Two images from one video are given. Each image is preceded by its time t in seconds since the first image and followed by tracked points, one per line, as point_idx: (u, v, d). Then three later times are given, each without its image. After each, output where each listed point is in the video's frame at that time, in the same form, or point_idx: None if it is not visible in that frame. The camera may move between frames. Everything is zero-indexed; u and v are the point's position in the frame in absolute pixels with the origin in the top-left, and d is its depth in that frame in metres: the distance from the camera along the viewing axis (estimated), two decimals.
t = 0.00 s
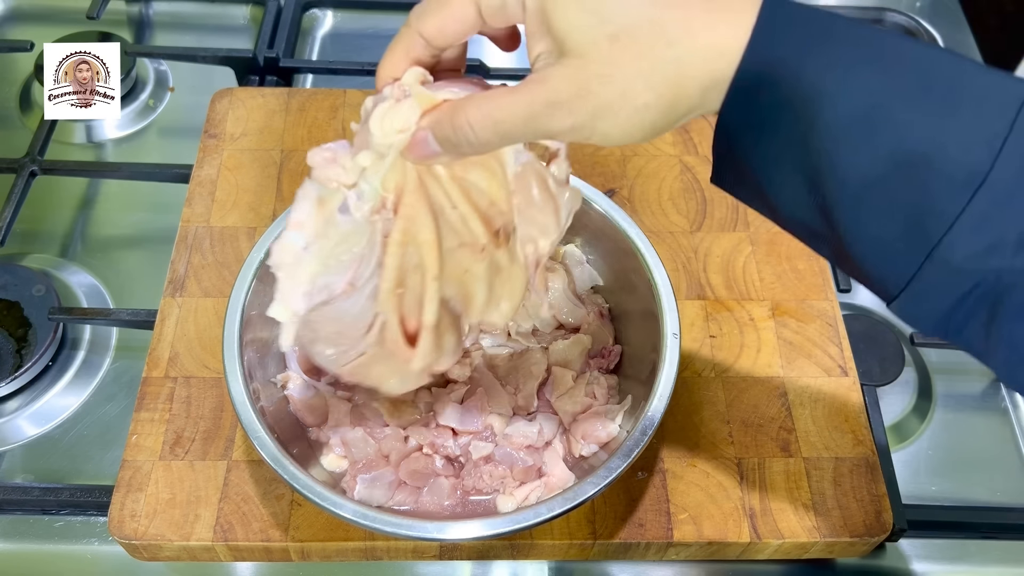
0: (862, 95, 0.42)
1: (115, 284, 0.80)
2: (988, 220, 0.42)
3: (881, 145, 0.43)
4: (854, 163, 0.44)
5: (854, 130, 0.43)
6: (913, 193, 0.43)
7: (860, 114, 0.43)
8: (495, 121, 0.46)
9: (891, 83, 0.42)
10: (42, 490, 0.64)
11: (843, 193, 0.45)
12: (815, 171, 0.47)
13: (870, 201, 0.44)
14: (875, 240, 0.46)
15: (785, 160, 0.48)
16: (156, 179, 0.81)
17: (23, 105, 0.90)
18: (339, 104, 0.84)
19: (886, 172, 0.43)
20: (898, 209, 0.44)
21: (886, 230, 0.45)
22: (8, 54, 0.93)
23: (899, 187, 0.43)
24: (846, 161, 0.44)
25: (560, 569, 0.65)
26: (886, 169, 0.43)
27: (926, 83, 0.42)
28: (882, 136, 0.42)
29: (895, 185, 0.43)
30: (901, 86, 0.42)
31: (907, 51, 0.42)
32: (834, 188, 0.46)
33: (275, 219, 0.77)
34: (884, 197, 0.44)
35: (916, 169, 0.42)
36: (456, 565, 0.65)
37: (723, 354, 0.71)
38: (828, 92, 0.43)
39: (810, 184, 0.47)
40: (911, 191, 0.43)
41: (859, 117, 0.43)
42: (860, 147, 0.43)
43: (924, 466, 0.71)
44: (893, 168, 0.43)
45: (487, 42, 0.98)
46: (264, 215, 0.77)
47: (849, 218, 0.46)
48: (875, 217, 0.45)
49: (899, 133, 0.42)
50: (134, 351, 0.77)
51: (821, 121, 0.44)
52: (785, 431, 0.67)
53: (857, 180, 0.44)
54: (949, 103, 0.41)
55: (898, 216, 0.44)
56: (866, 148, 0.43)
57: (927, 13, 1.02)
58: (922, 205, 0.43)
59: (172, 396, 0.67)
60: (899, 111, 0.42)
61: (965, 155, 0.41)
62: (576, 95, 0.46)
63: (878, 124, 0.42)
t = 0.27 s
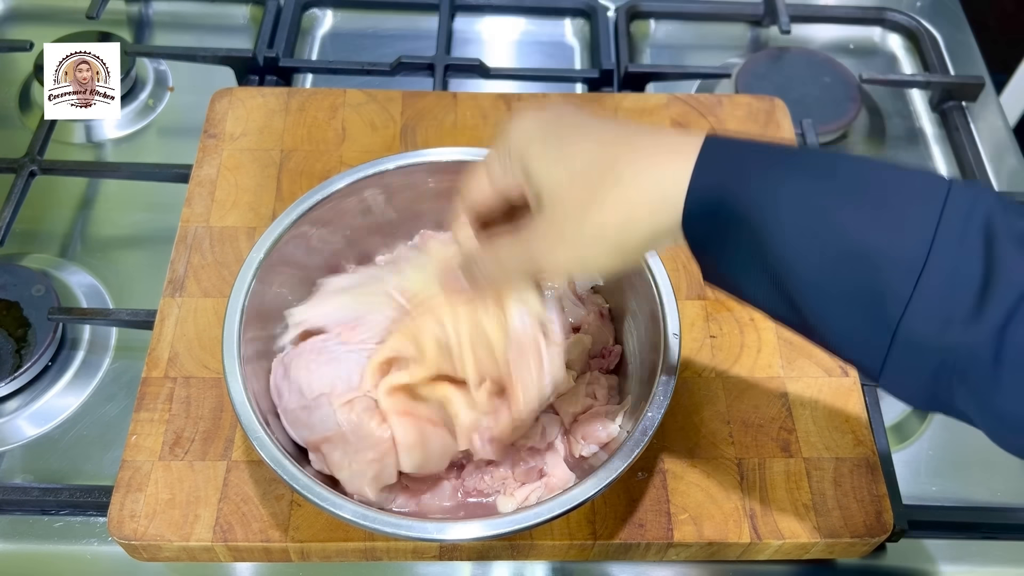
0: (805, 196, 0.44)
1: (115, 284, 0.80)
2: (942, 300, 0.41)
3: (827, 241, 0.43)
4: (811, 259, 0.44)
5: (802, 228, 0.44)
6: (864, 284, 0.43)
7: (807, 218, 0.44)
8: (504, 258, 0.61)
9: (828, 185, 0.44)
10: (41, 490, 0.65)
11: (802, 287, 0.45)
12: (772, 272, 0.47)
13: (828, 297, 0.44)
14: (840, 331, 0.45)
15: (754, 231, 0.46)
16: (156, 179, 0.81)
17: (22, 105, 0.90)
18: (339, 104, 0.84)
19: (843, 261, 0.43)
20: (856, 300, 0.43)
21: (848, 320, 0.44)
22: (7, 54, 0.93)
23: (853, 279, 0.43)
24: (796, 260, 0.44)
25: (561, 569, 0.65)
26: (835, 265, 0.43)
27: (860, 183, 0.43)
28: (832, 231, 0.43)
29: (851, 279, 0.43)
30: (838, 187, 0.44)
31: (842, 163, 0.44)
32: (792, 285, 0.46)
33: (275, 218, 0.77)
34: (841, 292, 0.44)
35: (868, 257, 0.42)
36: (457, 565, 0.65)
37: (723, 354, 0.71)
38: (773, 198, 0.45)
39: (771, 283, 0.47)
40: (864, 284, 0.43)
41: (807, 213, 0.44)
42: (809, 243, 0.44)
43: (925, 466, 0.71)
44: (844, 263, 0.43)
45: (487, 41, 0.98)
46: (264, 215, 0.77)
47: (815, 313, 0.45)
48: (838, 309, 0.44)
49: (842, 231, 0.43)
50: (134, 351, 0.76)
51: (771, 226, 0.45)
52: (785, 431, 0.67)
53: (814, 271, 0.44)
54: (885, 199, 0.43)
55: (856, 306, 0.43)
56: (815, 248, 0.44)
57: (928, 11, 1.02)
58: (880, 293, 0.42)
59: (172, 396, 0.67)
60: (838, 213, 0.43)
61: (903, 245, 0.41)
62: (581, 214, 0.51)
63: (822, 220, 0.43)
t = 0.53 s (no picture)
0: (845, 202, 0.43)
1: (115, 284, 0.80)
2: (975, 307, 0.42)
3: (870, 243, 0.43)
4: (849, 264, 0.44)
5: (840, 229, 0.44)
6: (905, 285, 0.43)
7: (854, 223, 0.43)
8: (587, 206, 0.55)
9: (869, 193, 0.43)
10: (42, 490, 0.65)
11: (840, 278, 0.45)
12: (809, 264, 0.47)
13: (868, 295, 0.45)
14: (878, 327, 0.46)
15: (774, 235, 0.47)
16: (156, 179, 0.81)
17: (23, 105, 0.90)
18: (339, 103, 0.84)
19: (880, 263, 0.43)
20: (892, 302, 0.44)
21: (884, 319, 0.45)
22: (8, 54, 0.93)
23: (894, 283, 0.43)
24: (842, 259, 0.44)
25: (561, 569, 0.65)
26: (881, 268, 0.43)
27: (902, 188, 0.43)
28: (874, 237, 0.43)
29: (890, 284, 0.44)
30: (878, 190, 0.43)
31: (879, 157, 0.44)
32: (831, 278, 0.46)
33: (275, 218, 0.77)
34: (878, 291, 0.44)
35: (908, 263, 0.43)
36: (457, 566, 0.65)
37: (723, 353, 0.71)
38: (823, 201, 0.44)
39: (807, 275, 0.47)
40: (903, 286, 0.43)
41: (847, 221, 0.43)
42: (853, 248, 0.44)
43: (924, 466, 0.71)
44: (881, 267, 0.43)
45: (487, 41, 0.98)
46: (264, 215, 0.77)
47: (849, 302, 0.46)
48: (873, 307, 0.45)
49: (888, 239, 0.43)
50: (134, 351, 0.76)
51: (814, 227, 0.45)
52: (785, 431, 0.67)
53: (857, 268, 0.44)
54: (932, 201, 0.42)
55: (896, 305, 0.44)
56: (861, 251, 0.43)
57: (928, 11, 1.02)
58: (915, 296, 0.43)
59: (172, 396, 0.67)
60: (882, 214, 0.43)
61: (951, 249, 0.42)
62: (658, 186, 0.48)
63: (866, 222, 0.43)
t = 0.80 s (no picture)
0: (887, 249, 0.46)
1: (115, 284, 0.80)
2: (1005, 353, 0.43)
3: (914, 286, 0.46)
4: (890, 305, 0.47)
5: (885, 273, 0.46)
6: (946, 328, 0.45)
7: (894, 269, 0.46)
8: (638, 240, 0.61)
9: (916, 239, 0.45)
10: (42, 490, 0.65)
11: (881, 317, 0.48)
12: (852, 309, 0.49)
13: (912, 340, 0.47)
14: (911, 370, 0.47)
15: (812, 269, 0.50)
16: (157, 179, 0.82)
17: (23, 105, 0.90)
18: (339, 104, 0.84)
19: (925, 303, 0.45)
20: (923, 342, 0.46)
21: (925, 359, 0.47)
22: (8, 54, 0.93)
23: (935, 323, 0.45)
24: (886, 303, 0.47)
25: (561, 569, 0.65)
26: (916, 312, 0.46)
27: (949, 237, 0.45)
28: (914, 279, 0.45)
29: (930, 324, 0.45)
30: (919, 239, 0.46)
31: (924, 212, 0.47)
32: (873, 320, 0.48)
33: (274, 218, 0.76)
34: (915, 329, 0.46)
35: (946, 306, 0.45)
36: (457, 566, 0.65)
37: (723, 353, 0.71)
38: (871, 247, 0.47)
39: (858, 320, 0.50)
40: (939, 330, 0.45)
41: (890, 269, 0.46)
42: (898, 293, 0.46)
43: (924, 466, 0.71)
44: (915, 310, 0.46)
45: (487, 42, 0.98)
46: (264, 215, 0.77)
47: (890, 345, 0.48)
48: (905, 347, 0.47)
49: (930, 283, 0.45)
50: (134, 351, 0.77)
51: (857, 273, 0.48)
52: (785, 431, 0.67)
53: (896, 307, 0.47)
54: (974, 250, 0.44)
55: (936, 348, 0.46)
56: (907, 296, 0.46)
57: (927, 12, 1.02)
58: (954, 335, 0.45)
59: (172, 396, 0.67)
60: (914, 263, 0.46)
61: (987, 297, 0.43)
62: (712, 221, 0.54)
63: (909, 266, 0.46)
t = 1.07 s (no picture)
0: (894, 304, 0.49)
1: (115, 284, 0.80)
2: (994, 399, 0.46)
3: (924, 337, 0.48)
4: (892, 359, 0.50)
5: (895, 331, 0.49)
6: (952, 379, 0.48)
7: (900, 314, 0.49)
8: (645, 247, 0.61)
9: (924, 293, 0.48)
10: (42, 490, 0.65)
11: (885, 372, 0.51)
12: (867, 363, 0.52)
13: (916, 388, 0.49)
14: (921, 412, 0.49)
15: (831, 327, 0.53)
16: (157, 179, 0.82)
17: (23, 105, 0.90)
18: (339, 104, 0.84)
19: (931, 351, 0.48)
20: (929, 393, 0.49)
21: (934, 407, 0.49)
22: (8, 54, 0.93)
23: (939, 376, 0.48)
24: (892, 346, 0.50)
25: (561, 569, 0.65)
26: (925, 355, 0.48)
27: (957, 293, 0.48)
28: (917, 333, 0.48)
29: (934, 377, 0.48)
30: (928, 296, 0.49)
31: (923, 259, 0.50)
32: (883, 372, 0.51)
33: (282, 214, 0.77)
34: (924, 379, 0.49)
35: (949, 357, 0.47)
36: (457, 565, 0.65)
37: (723, 353, 0.71)
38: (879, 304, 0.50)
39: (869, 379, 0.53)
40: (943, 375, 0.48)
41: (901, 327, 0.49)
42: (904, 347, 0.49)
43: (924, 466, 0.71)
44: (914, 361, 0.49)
45: (487, 42, 0.98)
46: (264, 215, 0.77)
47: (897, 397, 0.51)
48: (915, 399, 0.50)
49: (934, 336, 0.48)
50: (134, 351, 0.77)
51: (865, 318, 0.50)
52: (785, 431, 0.67)
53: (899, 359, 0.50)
54: (977, 295, 0.48)
55: (944, 394, 0.48)
56: (915, 347, 0.49)
57: (927, 12, 1.02)
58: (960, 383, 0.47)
59: (172, 396, 0.67)
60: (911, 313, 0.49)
61: (990, 339, 0.46)
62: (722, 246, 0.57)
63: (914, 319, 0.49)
